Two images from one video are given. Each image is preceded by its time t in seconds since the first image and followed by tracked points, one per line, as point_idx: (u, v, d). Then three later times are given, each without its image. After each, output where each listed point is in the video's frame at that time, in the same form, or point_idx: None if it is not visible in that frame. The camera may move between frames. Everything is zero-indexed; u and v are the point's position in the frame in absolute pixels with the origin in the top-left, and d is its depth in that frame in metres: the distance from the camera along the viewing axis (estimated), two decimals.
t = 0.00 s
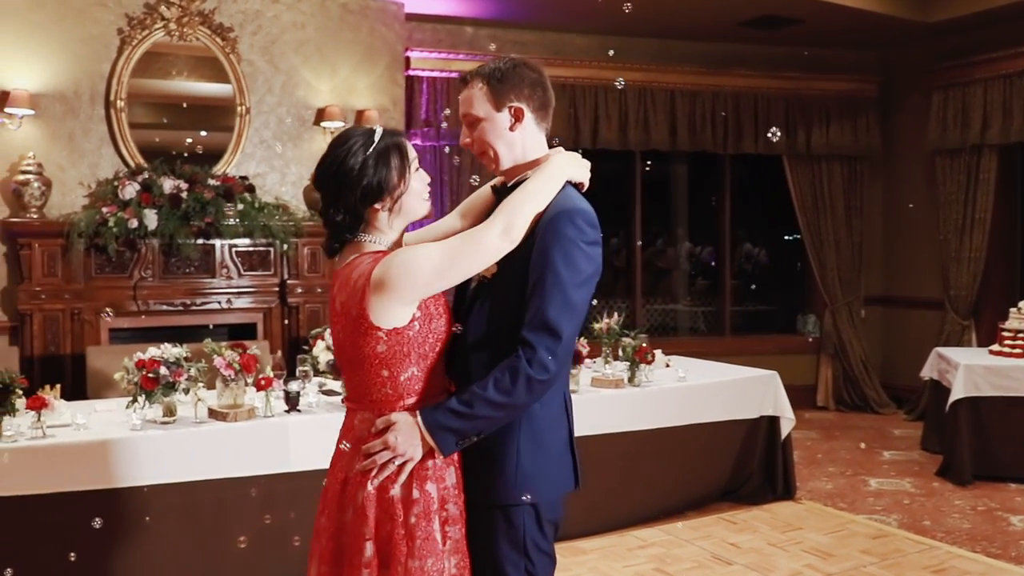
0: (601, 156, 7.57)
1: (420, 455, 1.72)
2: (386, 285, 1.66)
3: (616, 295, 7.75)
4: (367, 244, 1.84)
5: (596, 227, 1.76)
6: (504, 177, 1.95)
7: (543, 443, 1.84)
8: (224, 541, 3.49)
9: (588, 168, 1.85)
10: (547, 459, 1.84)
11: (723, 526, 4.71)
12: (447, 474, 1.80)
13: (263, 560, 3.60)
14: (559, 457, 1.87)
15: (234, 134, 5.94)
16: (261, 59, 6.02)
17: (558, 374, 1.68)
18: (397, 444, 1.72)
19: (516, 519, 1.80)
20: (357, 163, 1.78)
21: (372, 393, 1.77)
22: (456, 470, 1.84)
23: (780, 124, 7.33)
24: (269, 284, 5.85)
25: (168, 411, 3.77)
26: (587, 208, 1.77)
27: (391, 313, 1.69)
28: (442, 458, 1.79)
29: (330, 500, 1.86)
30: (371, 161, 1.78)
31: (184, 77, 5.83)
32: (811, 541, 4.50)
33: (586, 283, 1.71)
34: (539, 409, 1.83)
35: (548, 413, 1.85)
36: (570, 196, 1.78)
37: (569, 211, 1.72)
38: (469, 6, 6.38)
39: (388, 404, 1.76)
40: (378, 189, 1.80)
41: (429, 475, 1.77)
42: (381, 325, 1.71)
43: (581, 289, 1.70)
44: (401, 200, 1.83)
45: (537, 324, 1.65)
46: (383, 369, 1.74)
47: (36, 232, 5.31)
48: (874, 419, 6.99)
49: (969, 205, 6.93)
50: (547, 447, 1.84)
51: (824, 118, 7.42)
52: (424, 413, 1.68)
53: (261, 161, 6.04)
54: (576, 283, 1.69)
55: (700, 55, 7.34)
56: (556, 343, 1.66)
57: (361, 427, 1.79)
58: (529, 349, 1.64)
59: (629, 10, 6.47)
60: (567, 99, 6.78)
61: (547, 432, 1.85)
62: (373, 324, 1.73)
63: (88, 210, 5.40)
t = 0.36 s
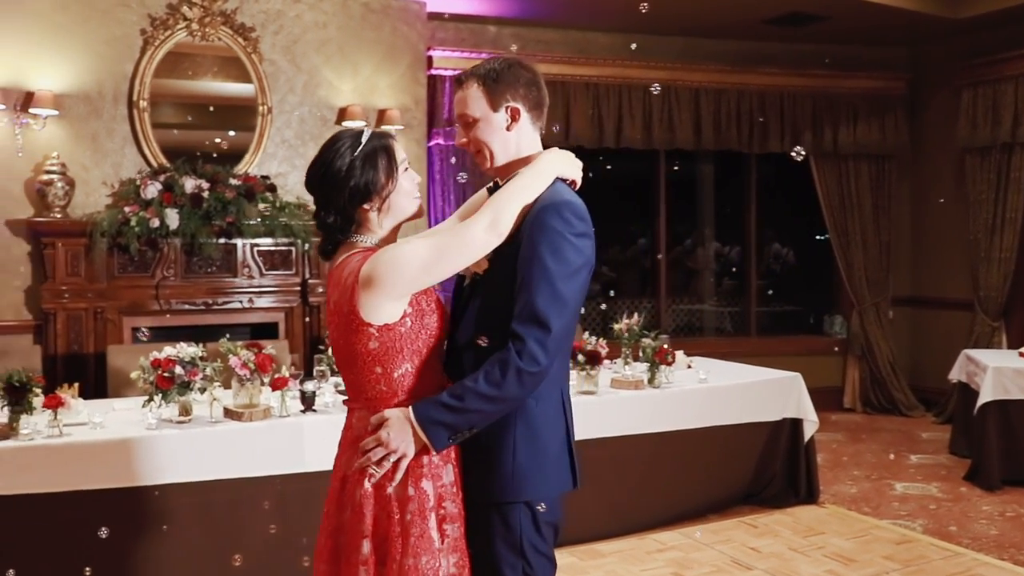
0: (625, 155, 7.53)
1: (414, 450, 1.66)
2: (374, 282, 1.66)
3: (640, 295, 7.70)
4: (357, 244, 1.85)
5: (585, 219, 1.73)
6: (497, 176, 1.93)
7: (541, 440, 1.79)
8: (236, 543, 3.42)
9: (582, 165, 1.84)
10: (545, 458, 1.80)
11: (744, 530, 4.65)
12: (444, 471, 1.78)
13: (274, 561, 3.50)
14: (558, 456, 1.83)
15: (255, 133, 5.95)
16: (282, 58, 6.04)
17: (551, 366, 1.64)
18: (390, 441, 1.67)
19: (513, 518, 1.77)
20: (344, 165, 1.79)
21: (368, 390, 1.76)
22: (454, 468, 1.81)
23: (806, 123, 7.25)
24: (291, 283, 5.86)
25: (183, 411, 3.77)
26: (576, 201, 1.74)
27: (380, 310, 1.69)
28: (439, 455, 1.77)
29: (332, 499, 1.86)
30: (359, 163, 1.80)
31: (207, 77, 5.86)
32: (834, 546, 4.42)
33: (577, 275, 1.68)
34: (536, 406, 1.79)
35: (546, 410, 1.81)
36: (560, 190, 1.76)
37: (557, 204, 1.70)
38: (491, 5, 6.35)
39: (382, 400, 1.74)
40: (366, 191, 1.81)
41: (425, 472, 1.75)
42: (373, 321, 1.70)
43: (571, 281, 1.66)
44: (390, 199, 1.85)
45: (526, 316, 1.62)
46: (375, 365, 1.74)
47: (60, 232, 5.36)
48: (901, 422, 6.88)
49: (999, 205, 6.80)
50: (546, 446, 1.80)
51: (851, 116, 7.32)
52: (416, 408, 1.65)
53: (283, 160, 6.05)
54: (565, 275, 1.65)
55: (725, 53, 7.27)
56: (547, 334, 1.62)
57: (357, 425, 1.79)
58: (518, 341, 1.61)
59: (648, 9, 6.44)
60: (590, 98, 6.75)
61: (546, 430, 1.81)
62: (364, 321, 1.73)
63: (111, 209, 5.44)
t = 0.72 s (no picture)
0: (655, 154, 7.49)
1: (414, 441, 1.69)
2: (375, 280, 1.72)
3: (671, 295, 7.65)
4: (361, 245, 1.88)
5: (580, 211, 1.72)
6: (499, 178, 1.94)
7: (539, 432, 1.76)
8: (256, 544, 3.38)
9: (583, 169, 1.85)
10: (544, 449, 1.76)
11: (771, 534, 4.59)
12: (446, 462, 1.80)
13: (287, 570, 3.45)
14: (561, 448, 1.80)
15: (283, 133, 5.98)
16: (310, 58, 6.06)
17: (545, 358, 1.64)
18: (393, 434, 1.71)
19: (509, 510, 1.74)
20: (350, 169, 1.83)
21: (372, 384, 1.83)
22: (456, 460, 1.82)
23: (839, 121, 7.15)
24: (319, 283, 5.87)
25: (207, 410, 3.78)
26: (571, 195, 1.73)
27: (381, 307, 1.75)
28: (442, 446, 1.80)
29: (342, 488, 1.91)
30: (364, 167, 1.83)
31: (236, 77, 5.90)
32: (862, 551, 4.35)
33: (571, 267, 1.67)
34: (534, 398, 1.76)
35: (548, 401, 1.78)
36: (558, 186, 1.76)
37: (553, 199, 1.70)
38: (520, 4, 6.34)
39: (383, 394, 1.81)
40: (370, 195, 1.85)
41: (425, 462, 1.77)
42: (374, 317, 1.76)
43: (564, 273, 1.65)
44: (394, 203, 1.88)
45: (517, 309, 1.62)
46: (377, 359, 1.80)
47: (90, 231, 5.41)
48: (936, 425, 6.77)
49: None
50: (545, 437, 1.76)
51: (885, 114, 7.22)
52: (415, 400, 1.68)
53: (311, 160, 6.07)
54: (557, 267, 1.65)
55: (756, 51, 7.19)
56: (539, 326, 1.62)
57: (363, 418, 1.84)
58: (510, 333, 1.62)
59: (677, 8, 6.40)
60: (619, 96, 6.73)
61: (547, 421, 1.77)
62: (366, 318, 1.79)
63: (140, 210, 5.48)
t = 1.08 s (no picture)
0: (686, 154, 7.44)
1: (413, 431, 1.78)
2: (377, 276, 1.82)
3: (703, 296, 7.60)
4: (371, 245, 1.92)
5: (577, 212, 1.79)
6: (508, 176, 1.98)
7: (533, 425, 1.82)
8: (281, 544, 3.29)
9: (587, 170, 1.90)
10: (537, 443, 1.82)
11: (798, 538, 4.53)
12: (445, 452, 1.88)
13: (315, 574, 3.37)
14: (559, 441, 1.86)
15: (312, 133, 6.00)
16: (340, 58, 6.09)
17: (537, 353, 1.71)
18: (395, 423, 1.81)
19: (504, 499, 1.81)
20: (357, 170, 1.87)
21: (378, 377, 1.90)
22: (456, 451, 1.91)
23: (873, 119, 7.05)
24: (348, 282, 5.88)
25: (231, 408, 3.79)
26: (568, 195, 1.80)
27: (385, 303, 1.83)
28: (442, 437, 1.88)
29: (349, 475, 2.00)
30: (371, 168, 1.87)
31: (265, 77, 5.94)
32: (891, 556, 4.28)
33: (564, 266, 1.74)
34: (529, 392, 1.82)
35: (545, 394, 1.84)
36: (560, 185, 1.82)
37: (548, 199, 1.76)
38: (549, 3, 6.32)
39: (387, 386, 1.88)
40: (379, 196, 1.88)
41: (424, 452, 1.86)
42: (377, 312, 1.84)
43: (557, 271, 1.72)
44: (402, 203, 1.91)
45: (511, 305, 1.70)
46: (383, 352, 1.87)
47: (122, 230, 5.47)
48: (973, 429, 6.65)
49: None
50: (540, 430, 1.83)
51: (920, 113, 7.12)
52: (415, 391, 1.76)
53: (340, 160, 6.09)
54: (550, 266, 1.72)
55: (790, 48, 7.11)
56: (530, 322, 1.69)
57: (369, 409, 1.93)
58: (504, 328, 1.70)
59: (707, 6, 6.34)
60: (650, 96, 6.70)
61: (543, 415, 1.84)
62: (372, 313, 1.87)
63: (171, 209, 5.53)
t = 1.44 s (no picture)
0: (714, 153, 7.39)
1: (406, 423, 1.83)
2: (386, 274, 1.85)
3: (732, 296, 7.55)
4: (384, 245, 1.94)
5: (575, 208, 1.79)
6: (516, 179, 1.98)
7: (531, 421, 1.83)
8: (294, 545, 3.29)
9: (591, 172, 1.90)
10: (534, 438, 1.83)
11: (821, 542, 4.47)
12: (445, 447, 1.93)
13: None
14: (561, 437, 1.87)
15: (338, 133, 6.05)
16: (365, 58, 6.13)
17: (530, 344, 1.71)
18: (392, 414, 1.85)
19: (501, 493, 1.83)
20: (374, 170, 1.90)
21: (386, 371, 1.93)
22: (459, 445, 1.96)
23: (904, 118, 6.98)
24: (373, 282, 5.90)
25: (250, 406, 3.79)
26: (569, 193, 1.80)
27: (393, 299, 1.85)
28: (443, 431, 1.93)
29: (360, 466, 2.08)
30: (387, 168, 1.90)
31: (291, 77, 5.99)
32: (916, 562, 4.22)
33: (561, 260, 1.74)
34: (528, 387, 1.83)
35: (546, 390, 1.85)
36: (564, 184, 1.82)
37: (546, 197, 1.77)
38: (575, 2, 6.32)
39: (389, 381, 1.93)
40: (393, 196, 1.91)
41: (419, 445, 1.91)
42: (386, 308, 1.86)
43: (551, 264, 1.72)
44: (416, 204, 1.94)
45: (504, 297, 1.71)
46: (390, 347, 1.90)
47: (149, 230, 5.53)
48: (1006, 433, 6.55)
49: None
50: (540, 424, 1.84)
51: (952, 111, 7.03)
52: (411, 382, 1.78)
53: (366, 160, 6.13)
54: (546, 259, 1.72)
55: (818, 46, 7.04)
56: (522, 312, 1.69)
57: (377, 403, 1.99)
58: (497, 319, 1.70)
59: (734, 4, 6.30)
60: (677, 95, 6.68)
61: (543, 409, 1.85)
62: (381, 308, 1.90)
63: (197, 209, 5.58)
